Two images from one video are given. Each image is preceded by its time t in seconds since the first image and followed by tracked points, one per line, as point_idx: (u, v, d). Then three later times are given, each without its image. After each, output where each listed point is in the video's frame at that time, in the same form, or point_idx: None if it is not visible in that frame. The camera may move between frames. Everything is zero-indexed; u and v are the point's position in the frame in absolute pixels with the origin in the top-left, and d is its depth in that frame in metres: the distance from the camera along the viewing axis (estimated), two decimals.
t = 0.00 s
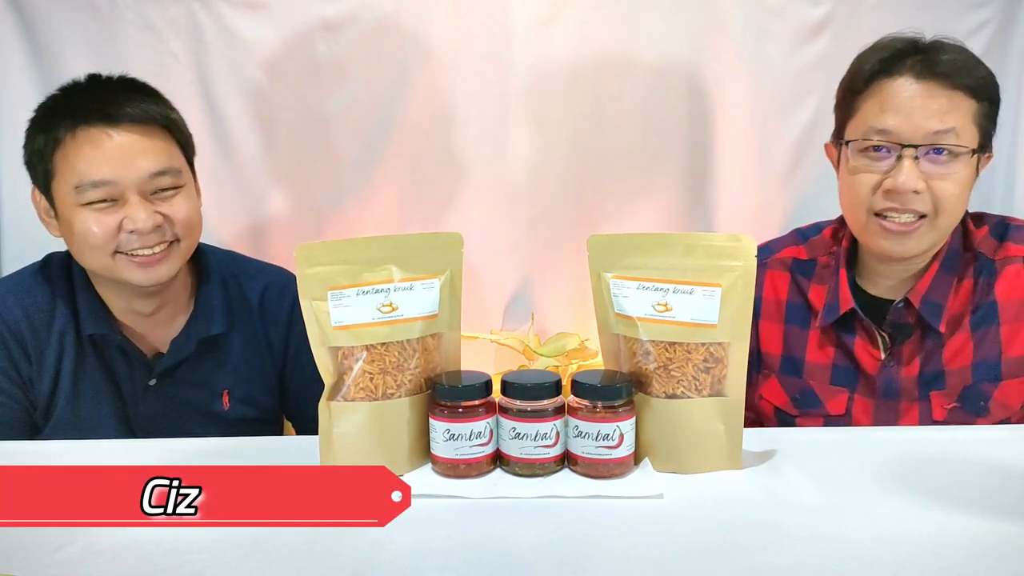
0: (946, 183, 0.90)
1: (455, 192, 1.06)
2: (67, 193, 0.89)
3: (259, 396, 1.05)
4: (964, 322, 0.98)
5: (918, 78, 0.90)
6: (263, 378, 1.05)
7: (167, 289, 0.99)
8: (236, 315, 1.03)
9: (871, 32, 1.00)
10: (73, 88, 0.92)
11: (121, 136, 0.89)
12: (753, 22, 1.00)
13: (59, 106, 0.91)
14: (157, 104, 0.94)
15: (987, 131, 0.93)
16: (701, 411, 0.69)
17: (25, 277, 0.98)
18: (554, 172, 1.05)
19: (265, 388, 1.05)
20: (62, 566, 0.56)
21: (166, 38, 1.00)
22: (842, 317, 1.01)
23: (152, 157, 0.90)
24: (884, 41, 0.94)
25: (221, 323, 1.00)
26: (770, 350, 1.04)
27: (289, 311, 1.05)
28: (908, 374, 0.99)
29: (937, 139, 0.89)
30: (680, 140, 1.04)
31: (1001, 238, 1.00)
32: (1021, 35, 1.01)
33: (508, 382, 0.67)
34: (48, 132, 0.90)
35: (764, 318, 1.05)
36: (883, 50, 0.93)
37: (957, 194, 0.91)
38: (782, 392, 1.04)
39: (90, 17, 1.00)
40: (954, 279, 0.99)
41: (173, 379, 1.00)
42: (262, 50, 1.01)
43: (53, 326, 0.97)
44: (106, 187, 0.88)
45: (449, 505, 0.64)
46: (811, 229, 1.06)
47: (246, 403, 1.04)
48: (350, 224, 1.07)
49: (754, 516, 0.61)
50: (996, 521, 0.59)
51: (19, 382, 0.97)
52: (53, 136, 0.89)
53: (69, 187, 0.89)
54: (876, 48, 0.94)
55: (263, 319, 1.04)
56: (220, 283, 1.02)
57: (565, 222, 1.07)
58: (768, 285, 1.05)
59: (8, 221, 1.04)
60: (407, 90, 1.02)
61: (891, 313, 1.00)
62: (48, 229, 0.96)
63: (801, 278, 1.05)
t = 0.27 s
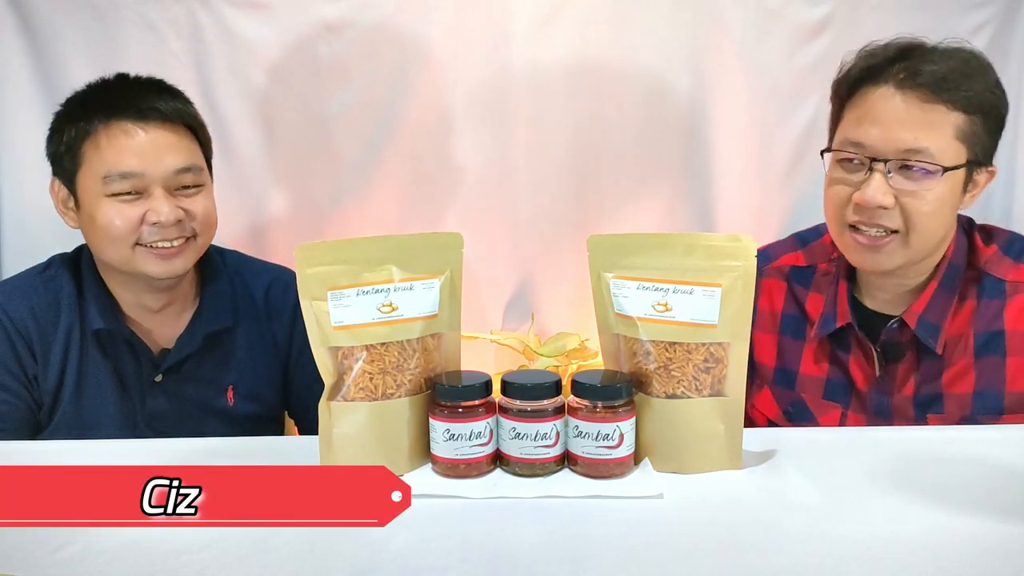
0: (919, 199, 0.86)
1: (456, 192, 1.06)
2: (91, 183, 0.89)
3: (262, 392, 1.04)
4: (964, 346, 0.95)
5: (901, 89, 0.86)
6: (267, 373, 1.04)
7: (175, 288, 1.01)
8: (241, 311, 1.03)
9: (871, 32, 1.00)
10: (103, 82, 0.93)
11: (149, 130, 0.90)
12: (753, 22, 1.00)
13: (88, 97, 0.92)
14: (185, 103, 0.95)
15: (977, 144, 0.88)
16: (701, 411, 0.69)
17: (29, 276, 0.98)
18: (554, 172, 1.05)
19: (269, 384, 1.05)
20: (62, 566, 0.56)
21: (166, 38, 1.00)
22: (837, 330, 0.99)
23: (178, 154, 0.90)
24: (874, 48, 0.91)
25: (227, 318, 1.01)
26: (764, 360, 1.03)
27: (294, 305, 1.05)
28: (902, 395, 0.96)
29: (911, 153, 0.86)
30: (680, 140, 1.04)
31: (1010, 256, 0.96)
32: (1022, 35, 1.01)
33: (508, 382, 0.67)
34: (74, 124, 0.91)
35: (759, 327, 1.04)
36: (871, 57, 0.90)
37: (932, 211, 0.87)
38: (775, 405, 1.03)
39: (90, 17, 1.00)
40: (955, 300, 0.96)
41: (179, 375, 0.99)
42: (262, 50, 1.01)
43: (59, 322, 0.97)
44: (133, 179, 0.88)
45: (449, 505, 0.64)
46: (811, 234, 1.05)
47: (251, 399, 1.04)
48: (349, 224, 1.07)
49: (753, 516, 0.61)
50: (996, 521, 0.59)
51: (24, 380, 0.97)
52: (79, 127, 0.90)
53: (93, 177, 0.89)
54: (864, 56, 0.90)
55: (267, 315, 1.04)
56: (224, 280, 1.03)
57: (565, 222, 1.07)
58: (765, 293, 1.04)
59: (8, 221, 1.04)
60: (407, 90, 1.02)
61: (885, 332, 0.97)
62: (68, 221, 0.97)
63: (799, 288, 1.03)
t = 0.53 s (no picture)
0: (959, 173, 0.90)
1: (455, 192, 1.06)
2: (89, 183, 0.90)
3: (262, 390, 1.04)
4: (986, 339, 0.98)
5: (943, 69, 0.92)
6: (267, 373, 1.04)
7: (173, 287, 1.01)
8: (241, 309, 1.04)
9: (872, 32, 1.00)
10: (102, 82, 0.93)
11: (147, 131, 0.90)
12: (753, 22, 1.00)
13: (86, 97, 0.92)
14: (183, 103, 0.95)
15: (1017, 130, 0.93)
16: (701, 412, 0.69)
17: (27, 275, 0.98)
18: (554, 172, 1.05)
19: (269, 383, 1.05)
20: (62, 567, 0.56)
21: (166, 38, 1.00)
22: (863, 325, 1.02)
23: (175, 154, 0.90)
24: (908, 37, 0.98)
25: (227, 316, 1.02)
26: (786, 361, 1.06)
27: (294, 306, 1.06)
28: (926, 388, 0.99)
29: (955, 129, 0.90)
30: (680, 140, 1.04)
31: None
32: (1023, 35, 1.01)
33: (508, 382, 0.67)
34: (73, 123, 0.91)
35: (781, 329, 1.06)
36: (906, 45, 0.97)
37: (970, 187, 0.91)
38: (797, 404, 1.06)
39: (90, 17, 1.00)
40: (979, 294, 0.98)
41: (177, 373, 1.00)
42: (262, 50, 1.01)
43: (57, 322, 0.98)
44: (131, 179, 0.88)
45: (449, 505, 0.64)
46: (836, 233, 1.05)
47: (252, 398, 1.04)
48: (349, 223, 1.07)
49: (753, 516, 0.61)
50: (996, 521, 0.59)
51: (21, 380, 0.97)
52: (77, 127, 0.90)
53: (91, 178, 0.89)
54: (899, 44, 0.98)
55: (266, 314, 1.05)
56: (224, 278, 1.04)
57: (565, 222, 1.07)
58: (789, 295, 1.06)
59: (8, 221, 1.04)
60: (407, 90, 1.02)
61: (911, 326, 1.01)
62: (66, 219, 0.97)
63: (823, 288, 1.05)
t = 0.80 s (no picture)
0: (989, 165, 0.88)
1: (456, 193, 1.06)
2: (91, 185, 0.89)
3: (263, 391, 1.05)
4: (997, 331, 0.98)
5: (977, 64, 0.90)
6: (268, 373, 1.04)
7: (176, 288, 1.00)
8: (243, 309, 1.03)
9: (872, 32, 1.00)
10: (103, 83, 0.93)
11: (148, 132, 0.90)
12: (753, 22, 1.00)
13: (88, 98, 0.92)
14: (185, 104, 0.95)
15: None
16: (701, 412, 0.69)
17: (27, 276, 0.98)
18: (554, 172, 1.05)
19: (270, 383, 1.05)
20: (62, 567, 0.56)
21: (166, 38, 1.00)
22: (871, 317, 1.01)
23: (178, 155, 0.90)
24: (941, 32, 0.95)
25: (230, 316, 1.01)
26: (792, 355, 1.04)
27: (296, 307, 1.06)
28: (934, 377, 0.99)
29: (987, 121, 0.88)
30: (680, 140, 1.04)
31: None
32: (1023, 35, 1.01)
33: (508, 382, 0.67)
34: (74, 125, 0.91)
35: (789, 324, 1.04)
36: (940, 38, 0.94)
37: (997, 180, 0.89)
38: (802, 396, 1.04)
39: (90, 17, 1.00)
40: (990, 288, 0.98)
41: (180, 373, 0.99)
42: (262, 50, 1.01)
43: (57, 323, 0.97)
44: (133, 181, 0.88)
45: (449, 505, 0.64)
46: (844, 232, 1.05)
47: (253, 398, 1.04)
48: (350, 223, 1.07)
49: (753, 516, 0.61)
50: (996, 521, 0.59)
51: (21, 381, 0.97)
52: (79, 128, 0.90)
53: (93, 179, 0.89)
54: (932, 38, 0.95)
55: (268, 314, 1.04)
56: (227, 277, 1.03)
57: (564, 223, 1.07)
58: (797, 291, 1.04)
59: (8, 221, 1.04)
60: (407, 91, 1.02)
61: (924, 316, 1.00)
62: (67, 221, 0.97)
63: (833, 283, 1.03)
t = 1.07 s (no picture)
0: (987, 183, 0.89)
1: (456, 193, 1.06)
2: (92, 188, 0.89)
3: (264, 391, 1.04)
4: (1001, 325, 0.97)
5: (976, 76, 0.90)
6: (270, 374, 1.04)
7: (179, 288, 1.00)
8: (245, 310, 1.03)
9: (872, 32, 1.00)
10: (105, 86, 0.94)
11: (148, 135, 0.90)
12: (753, 22, 1.00)
13: (89, 101, 0.92)
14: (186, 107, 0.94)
15: None
16: (701, 412, 0.69)
17: (29, 277, 0.98)
18: (554, 172, 1.05)
19: (271, 384, 1.05)
20: (62, 567, 0.56)
21: (166, 38, 1.00)
22: (876, 312, 1.01)
23: (178, 159, 0.90)
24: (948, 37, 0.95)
25: (232, 317, 1.00)
26: (797, 349, 1.04)
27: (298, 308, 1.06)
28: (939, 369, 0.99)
29: (984, 140, 0.88)
30: (680, 140, 1.04)
31: None
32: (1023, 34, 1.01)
33: (507, 382, 0.67)
34: (75, 128, 0.91)
35: (792, 319, 1.05)
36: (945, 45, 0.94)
37: (996, 196, 0.90)
38: (806, 390, 1.04)
39: (89, 17, 1.00)
40: (994, 284, 0.98)
41: (183, 375, 0.99)
42: (262, 50, 1.01)
43: (59, 324, 0.97)
44: (133, 184, 0.88)
45: (448, 505, 0.64)
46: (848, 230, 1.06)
47: (255, 399, 1.04)
48: (350, 223, 1.07)
49: (752, 515, 0.61)
50: (995, 520, 0.59)
51: (23, 383, 0.97)
52: (80, 131, 0.90)
53: (93, 182, 0.89)
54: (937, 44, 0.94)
55: (269, 315, 1.04)
56: (229, 278, 1.03)
57: (564, 223, 1.07)
58: (801, 287, 1.04)
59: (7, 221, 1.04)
60: (407, 91, 1.02)
61: (930, 309, 1.00)
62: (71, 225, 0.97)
63: (836, 280, 1.04)
